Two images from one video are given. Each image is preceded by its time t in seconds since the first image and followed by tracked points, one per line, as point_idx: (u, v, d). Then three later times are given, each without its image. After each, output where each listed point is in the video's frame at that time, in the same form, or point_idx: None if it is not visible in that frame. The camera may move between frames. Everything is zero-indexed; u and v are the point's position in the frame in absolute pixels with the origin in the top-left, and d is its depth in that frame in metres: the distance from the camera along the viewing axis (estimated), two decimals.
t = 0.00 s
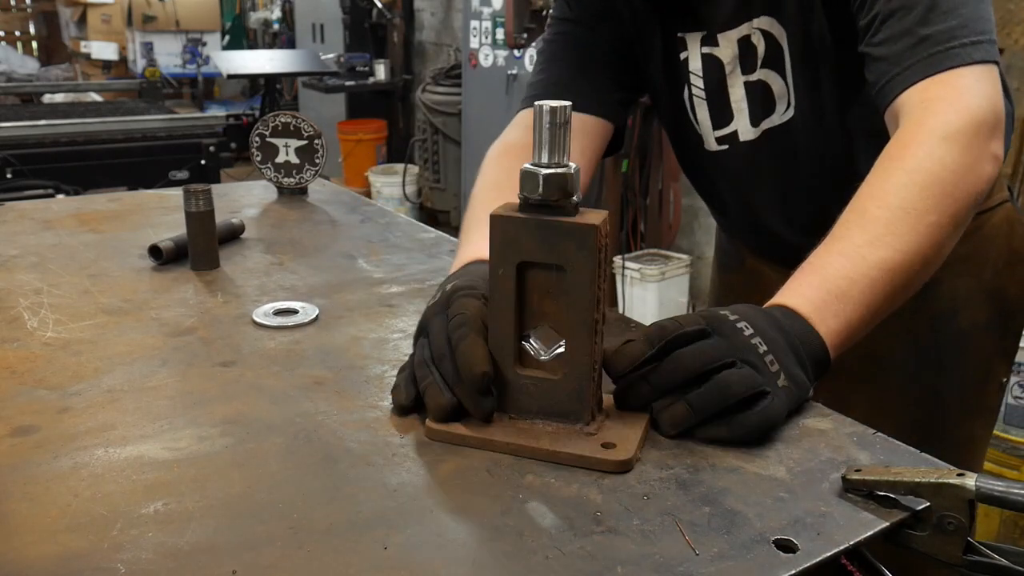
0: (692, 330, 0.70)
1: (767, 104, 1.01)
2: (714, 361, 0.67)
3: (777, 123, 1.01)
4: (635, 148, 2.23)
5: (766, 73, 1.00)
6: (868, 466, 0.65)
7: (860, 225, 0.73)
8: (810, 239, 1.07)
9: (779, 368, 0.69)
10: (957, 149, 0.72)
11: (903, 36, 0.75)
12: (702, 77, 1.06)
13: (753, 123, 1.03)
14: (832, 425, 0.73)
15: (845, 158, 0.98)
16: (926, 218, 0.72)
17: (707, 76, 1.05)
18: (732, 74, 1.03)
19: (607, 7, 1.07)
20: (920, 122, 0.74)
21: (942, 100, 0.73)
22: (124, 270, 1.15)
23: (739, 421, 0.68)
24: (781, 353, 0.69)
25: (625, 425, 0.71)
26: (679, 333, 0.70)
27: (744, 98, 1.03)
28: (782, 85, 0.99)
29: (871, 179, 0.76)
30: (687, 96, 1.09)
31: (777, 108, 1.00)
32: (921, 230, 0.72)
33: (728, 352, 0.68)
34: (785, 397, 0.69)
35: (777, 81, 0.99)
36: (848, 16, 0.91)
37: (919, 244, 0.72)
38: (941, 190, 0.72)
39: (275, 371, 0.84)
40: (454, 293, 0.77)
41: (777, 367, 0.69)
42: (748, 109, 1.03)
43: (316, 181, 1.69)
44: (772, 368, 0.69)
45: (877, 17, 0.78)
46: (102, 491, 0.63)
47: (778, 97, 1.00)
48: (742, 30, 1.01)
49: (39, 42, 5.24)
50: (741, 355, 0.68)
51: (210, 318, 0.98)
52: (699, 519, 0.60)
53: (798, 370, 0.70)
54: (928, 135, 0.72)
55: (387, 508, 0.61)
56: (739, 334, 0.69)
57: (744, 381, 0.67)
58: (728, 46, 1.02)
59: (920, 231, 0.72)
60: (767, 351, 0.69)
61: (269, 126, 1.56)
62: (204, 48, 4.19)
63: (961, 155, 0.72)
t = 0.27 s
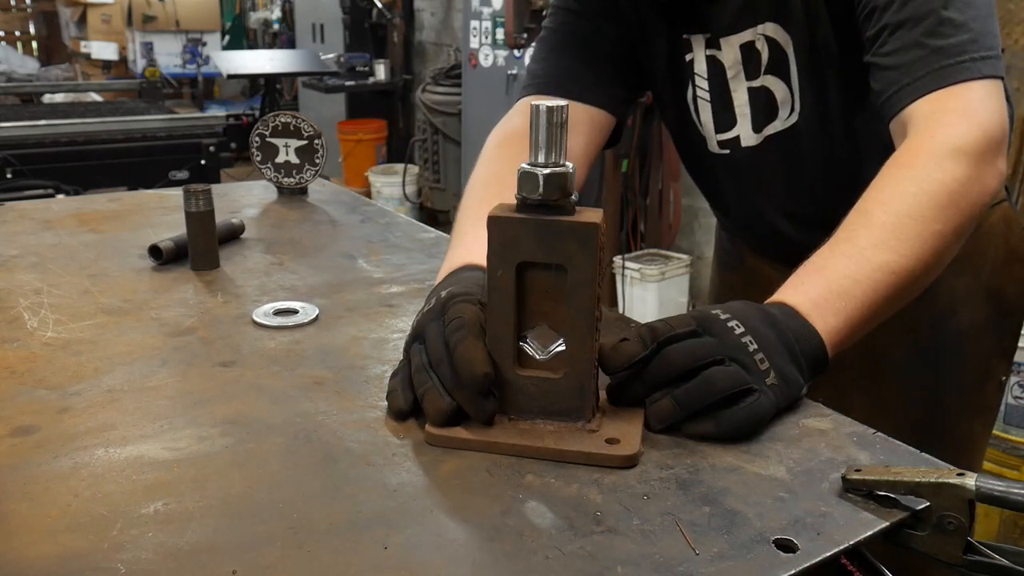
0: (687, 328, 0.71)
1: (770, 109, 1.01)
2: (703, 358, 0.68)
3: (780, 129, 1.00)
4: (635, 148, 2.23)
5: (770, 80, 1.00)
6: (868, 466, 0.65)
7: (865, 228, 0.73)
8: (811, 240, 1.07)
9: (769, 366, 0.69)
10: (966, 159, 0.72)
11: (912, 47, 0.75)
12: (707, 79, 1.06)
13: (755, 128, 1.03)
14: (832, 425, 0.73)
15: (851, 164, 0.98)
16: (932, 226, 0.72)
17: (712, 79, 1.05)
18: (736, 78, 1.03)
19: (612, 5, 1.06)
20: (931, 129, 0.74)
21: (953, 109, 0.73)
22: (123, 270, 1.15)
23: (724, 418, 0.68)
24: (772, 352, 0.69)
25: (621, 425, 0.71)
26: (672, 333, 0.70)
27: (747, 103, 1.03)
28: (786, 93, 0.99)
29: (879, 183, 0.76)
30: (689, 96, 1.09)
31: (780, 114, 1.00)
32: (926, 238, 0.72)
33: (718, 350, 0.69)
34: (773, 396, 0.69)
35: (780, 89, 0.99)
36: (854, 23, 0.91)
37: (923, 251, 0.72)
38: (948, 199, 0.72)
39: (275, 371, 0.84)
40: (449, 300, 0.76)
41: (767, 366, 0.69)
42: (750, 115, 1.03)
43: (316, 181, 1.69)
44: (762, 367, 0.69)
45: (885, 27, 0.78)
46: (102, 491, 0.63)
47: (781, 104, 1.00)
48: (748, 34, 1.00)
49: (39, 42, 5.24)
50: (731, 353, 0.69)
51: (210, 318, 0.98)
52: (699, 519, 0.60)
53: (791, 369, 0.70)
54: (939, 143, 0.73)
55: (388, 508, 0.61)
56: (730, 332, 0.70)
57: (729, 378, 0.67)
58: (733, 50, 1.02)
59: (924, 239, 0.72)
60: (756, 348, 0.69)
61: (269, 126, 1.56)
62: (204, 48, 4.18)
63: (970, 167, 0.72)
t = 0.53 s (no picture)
0: (700, 324, 0.70)
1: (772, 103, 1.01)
2: (716, 355, 0.67)
3: (781, 122, 1.00)
4: (635, 148, 2.23)
5: (774, 72, 1.00)
6: (868, 466, 0.65)
7: (862, 225, 0.73)
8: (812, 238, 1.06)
9: (773, 369, 0.69)
10: (957, 153, 0.72)
11: (906, 40, 0.75)
12: (710, 71, 1.06)
13: (756, 122, 1.03)
14: (832, 425, 0.73)
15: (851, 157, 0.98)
16: (927, 221, 0.72)
17: (714, 71, 1.05)
18: (740, 69, 1.03)
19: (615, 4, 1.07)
20: (922, 124, 0.74)
21: (942, 104, 0.73)
22: (123, 270, 1.15)
23: (722, 420, 0.68)
24: (776, 354, 0.69)
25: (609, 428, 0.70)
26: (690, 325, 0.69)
27: (750, 94, 1.02)
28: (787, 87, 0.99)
29: (872, 179, 0.75)
30: (693, 89, 1.09)
31: (782, 108, 1.00)
32: (922, 233, 0.72)
33: (729, 350, 0.68)
34: (773, 398, 0.69)
35: (783, 82, 0.99)
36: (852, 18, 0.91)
37: (920, 247, 0.72)
38: (942, 194, 0.72)
39: (275, 371, 0.84)
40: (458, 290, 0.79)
41: (771, 367, 0.69)
42: (752, 108, 1.03)
43: (316, 181, 1.69)
44: (767, 369, 0.69)
45: (881, 19, 0.78)
46: (101, 492, 0.63)
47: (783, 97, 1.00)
48: (752, 25, 1.00)
49: (39, 42, 5.24)
50: (739, 353, 0.68)
51: (210, 318, 0.98)
52: (699, 519, 0.60)
53: (793, 371, 0.70)
54: (930, 138, 0.73)
55: (388, 508, 0.61)
56: (740, 333, 0.69)
57: (740, 377, 0.67)
58: (738, 40, 1.02)
59: (920, 234, 0.72)
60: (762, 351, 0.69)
61: (270, 126, 1.56)
62: (204, 48, 4.18)
63: (962, 160, 0.72)
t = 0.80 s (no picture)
0: (674, 335, 0.71)
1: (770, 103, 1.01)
2: (687, 364, 0.69)
3: (779, 123, 1.01)
4: (635, 149, 2.23)
5: (773, 73, 0.99)
6: (868, 466, 0.65)
7: (859, 227, 0.73)
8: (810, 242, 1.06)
9: (758, 365, 0.69)
10: (957, 159, 0.72)
11: (907, 46, 0.75)
12: (708, 73, 1.05)
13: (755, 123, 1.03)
14: (832, 425, 0.74)
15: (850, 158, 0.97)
16: (923, 226, 0.72)
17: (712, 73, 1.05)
18: (738, 70, 1.03)
19: (609, 8, 1.08)
20: (922, 129, 0.74)
21: (943, 110, 0.73)
22: (123, 270, 1.15)
23: (712, 413, 0.68)
24: (761, 352, 0.69)
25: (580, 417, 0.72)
26: (656, 342, 0.70)
27: (748, 95, 1.03)
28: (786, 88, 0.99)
29: (871, 182, 0.76)
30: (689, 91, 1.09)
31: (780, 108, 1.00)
32: (917, 237, 0.72)
33: (702, 356, 0.69)
34: (761, 393, 0.69)
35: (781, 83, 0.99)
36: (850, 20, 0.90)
37: (916, 250, 0.72)
38: (940, 199, 0.73)
39: (275, 371, 0.84)
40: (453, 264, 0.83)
41: (756, 365, 0.69)
42: (751, 108, 1.03)
43: (316, 181, 1.69)
44: (750, 366, 0.69)
45: (882, 25, 0.78)
46: (101, 491, 0.63)
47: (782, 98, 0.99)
48: (751, 27, 1.00)
49: (39, 42, 5.24)
50: (716, 358, 0.69)
51: (210, 318, 0.98)
52: (699, 519, 0.60)
53: (781, 365, 0.70)
54: (930, 143, 0.73)
55: (387, 508, 0.61)
56: (715, 336, 0.70)
57: (705, 384, 0.68)
58: (736, 41, 1.02)
59: (915, 239, 0.72)
60: (744, 350, 0.69)
61: (270, 126, 1.56)
62: (204, 48, 4.18)
63: (960, 167, 0.72)
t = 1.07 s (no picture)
0: (648, 341, 0.69)
1: (767, 112, 1.00)
2: (665, 370, 0.68)
3: (775, 134, 1.00)
4: (635, 149, 2.22)
5: (770, 84, 0.99)
6: (868, 466, 0.65)
7: (838, 212, 0.74)
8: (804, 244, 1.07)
9: (736, 358, 0.70)
10: (942, 159, 0.72)
11: (899, 47, 0.75)
12: (705, 79, 1.05)
13: (751, 131, 1.02)
14: (832, 425, 0.74)
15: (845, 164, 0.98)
16: (902, 221, 0.72)
17: (710, 77, 1.05)
18: (734, 79, 1.02)
19: (609, 8, 1.08)
20: (911, 124, 0.73)
21: (933, 109, 0.73)
22: (123, 270, 1.15)
23: (706, 419, 0.68)
24: (735, 345, 0.70)
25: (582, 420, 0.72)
26: (633, 349, 0.68)
27: (745, 105, 1.02)
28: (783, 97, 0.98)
29: (858, 172, 0.75)
30: (685, 94, 1.09)
31: (777, 116, 0.99)
32: (895, 232, 0.72)
33: (678, 360, 0.69)
34: (744, 386, 0.70)
35: (777, 92, 0.99)
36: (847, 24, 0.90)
37: (887, 243, 0.72)
38: (920, 197, 0.72)
39: (275, 371, 0.84)
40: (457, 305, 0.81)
41: (733, 359, 0.70)
42: (746, 117, 1.02)
43: (316, 181, 1.69)
44: (729, 361, 0.69)
45: (873, 27, 0.78)
46: (101, 491, 0.63)
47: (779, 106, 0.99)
48: (747, 36, 0.99)
49: (39, 42, 5.24)
50: (694, 359, 0.69)
51: (210, 318, 0.98)
52: (699, 519, 0.60)
53: (757, 351, 0.70)
54: (918, 138, 0.72)
55: (385, 509, 0.61)
56: (689, 335, 0.70)
57: (694, 388, 0.68)
58: (732, 50, 1.01)
59: (893, 231, 0.72)
60: (718, 346, 0.69)
61: (269, 126, 1.56)
62: (204, 48, 4.18)
63: (945, 167, 0.72)
